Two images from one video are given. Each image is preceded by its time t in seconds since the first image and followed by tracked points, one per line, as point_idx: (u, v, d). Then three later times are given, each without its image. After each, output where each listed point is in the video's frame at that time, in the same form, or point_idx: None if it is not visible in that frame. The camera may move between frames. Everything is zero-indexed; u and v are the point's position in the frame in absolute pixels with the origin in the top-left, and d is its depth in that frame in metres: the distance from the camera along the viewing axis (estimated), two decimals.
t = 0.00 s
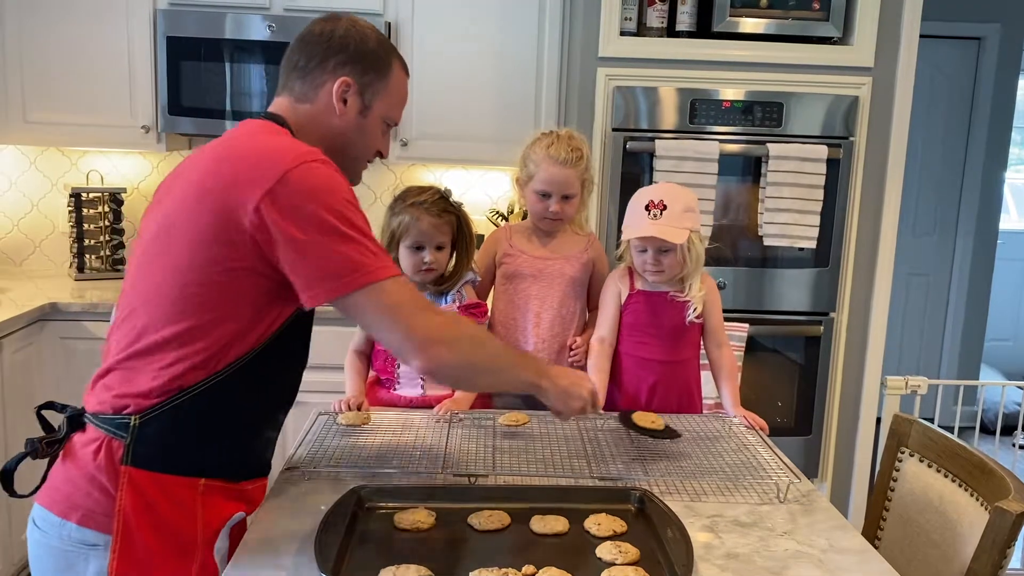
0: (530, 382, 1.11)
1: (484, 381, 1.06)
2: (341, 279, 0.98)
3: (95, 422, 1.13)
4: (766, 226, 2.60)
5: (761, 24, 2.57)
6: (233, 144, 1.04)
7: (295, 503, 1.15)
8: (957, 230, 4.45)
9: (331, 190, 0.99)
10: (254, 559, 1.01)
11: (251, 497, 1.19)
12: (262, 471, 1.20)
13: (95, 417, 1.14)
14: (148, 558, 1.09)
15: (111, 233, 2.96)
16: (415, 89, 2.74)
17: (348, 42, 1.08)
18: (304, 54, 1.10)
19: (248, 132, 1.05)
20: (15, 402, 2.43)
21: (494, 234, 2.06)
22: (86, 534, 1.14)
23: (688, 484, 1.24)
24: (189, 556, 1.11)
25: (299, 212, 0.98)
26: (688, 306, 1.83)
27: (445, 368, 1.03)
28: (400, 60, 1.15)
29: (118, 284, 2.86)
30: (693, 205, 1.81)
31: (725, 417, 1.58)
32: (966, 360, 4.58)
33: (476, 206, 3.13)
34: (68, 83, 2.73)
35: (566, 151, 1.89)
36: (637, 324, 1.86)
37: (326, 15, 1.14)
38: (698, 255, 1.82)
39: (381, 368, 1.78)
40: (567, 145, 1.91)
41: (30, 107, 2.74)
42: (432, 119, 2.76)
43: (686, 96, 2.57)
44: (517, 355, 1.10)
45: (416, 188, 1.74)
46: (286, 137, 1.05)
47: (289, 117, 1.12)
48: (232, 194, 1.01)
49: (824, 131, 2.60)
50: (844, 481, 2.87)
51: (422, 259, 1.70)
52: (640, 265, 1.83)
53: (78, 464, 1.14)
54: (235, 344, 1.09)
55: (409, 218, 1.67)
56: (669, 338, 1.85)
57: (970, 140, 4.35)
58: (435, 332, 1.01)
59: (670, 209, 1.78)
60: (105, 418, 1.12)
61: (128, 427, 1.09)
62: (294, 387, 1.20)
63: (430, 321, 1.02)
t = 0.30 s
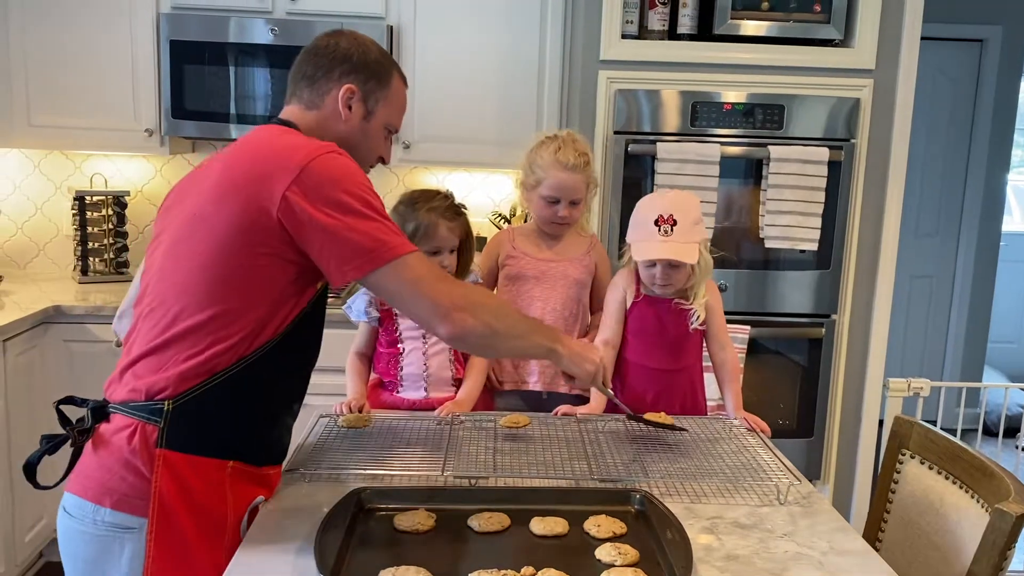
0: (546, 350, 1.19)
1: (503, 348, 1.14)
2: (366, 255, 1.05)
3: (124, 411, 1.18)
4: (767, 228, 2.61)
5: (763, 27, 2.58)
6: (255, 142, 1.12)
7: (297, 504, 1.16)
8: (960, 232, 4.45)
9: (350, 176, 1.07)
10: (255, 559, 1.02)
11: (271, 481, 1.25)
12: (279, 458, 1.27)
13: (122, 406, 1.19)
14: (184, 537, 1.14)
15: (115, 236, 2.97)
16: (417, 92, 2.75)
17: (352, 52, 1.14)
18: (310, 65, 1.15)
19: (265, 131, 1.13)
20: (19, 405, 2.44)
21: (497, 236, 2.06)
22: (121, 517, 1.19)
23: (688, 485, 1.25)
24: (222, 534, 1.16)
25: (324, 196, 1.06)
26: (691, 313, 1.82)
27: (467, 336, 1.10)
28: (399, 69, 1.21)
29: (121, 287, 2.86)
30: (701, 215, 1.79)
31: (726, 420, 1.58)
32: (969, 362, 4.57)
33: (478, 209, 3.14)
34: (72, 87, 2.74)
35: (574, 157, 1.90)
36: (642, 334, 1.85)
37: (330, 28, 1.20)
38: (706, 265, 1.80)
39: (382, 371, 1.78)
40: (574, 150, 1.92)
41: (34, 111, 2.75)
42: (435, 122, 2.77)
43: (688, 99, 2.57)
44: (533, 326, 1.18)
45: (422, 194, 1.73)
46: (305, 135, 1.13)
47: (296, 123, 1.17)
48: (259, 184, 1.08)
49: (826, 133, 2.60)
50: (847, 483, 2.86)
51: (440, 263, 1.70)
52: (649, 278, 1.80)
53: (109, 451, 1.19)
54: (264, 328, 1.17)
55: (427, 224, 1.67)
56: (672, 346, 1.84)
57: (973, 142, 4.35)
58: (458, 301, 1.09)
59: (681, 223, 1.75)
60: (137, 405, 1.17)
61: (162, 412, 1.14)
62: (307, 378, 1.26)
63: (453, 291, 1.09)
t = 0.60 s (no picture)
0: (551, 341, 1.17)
1: (506, 341, 1.13)
2: (368, 249, 1.05)
3: (137, 407, 1.19)
4: (775, 231, 2.59)
5: (770, 29, 2.57)
6: (263, 142, 1.13)
7: (305, 508, 1.15)
8: (969, 235, 4.43)
9: (353, 171, 1.08)
10: (263, 564, 1.01)
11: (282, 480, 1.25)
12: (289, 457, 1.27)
13: (135, 403, 1.19)
14: (195, 533, 1.14)
15: (122, 241, 2.97)
16: (424, 96, 2.75)
17: (358, 55, 1.18)
18: (318, 68, 1.19)
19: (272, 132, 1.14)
20: (26, 410, 2.44)
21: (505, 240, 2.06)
22: (132, 512, 1.19)
23: (699, 490, 1.24)
24: (231, 532, 1.16)
25: (327, 190, 1.06)
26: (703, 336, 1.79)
27: (467, 330, 1.09)
28: (405, 71, 1.24)
29: (128, 292, 2.86)
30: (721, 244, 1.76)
31: (736, 424, 1.56)
32: (979, 366, 4.54)
33: (485, 213, 3.13)
34: (79, 92, 2.74)
35: (584, 161, 1.89)
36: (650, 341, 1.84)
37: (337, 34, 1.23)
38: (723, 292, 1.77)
39: (390, 375, 1.76)
40: (584, 155, 1.90)
41: (41, 116, 2.75)
42: (441, 125, 2.76)
43: (695, 102, 2.56)
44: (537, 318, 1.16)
45: (434, 198, 1.73)
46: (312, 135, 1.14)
47: (305, 123, 1.20)
48: (264, 180, 1.09)
49: (834, 135, 2.58)
50: (856, 488, 2.85)
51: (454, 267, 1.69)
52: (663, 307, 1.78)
53: (123, 446, 1.19)
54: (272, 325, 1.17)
55: (441, 228, 1.67)
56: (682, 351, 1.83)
57: (981, 145, 4.33)
58: (455, 294, 1.07)
59: (701, 255, 1.72)
60: (149, 402, 1.17)
61: (172, 408, 1.15)
62: (318, 377, 1.27)
63: (449, 283, 1.08)
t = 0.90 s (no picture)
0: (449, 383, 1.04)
1: (382, 376, 1.00)
2: (279, 258, 0.98)
3: (143, 417, 1.19)
4: (782, 238, 2.59)
5: (775, 36, 2.57)
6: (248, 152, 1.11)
7: (309, 519, 1.14)
8: (976, 241, 4.41)
9: (298, 176, 1.02)
10: None
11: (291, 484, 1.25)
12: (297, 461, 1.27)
13: (140, 412, 1.20)
14: (206, 538, 1.15)
15: (128, 250, 2.98)
16: (428, 104, 2.75)
17: (350, 56, 1.13)
18: (311, 71, 1.15)
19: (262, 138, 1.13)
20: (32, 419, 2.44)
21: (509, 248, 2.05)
22: (144, 521, 1.19)
23: (704, 501, 1.23)
24: (243, 537, 1.17)
25: (269, 202, 1.01)
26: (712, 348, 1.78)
27: (344, 366, 0.98)
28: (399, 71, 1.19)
29: (134, 301, 2.87)
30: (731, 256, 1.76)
31: (742, 433, 1.56)
32: (987, 373, 4.52)
33: (490, 221, 3.13)
34: (85, 102, 2.75)
35: (584, 168, 1.89)
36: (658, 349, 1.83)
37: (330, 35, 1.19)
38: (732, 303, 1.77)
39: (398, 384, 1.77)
40: (583, 161, 1.90)
41: (48, 126, 2.77)
42: (446, 134, 2.77)
43: (700, 109, 2.56)
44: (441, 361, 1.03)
45: (440, 205, 1.73)
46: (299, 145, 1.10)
47: (297, 129, 1.16)
48: (224, 185, 1.07)
49: (839, 142, 2.58)
50: (864, 496, 2.83)
51: (458, 275, 1.71)
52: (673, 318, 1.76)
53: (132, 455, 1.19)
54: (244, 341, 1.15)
55: (447, 238, 1.67)
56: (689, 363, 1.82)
57: (988, 150, 4.32)
58: (334, 323, 0.96)
59: (712, 266, 1.73)
60: (153, 413, 1.18)
61: (178, 417, 1.15)
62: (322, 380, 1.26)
63: (329, 312, 0.97)
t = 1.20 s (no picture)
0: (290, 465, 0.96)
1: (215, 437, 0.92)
2: (160, 274, 0.91)
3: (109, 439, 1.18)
4: (790, 246, 2.58)
5: (782, 45, 2.57)
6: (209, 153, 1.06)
7: (317, 532, 1.14)
8: (986, 248, 4.39)
9: (213, 187, 0.96)
10: None
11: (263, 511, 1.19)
12: (276, 484, 1.20)
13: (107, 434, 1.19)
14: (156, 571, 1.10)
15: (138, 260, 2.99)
16: (437, 114, 2.76)
17: (325, 48, 1.06)
18: (288, 63, 1.09)
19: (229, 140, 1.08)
20: (43, 429, 2.45)
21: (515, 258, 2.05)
22: (102, 546, 1.17)
23: (715, 511, 1.22)
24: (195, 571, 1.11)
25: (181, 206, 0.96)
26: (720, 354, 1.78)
27: (183, 416, 0.91)
28: (389, 67, 1.10)
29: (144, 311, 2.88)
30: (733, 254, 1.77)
31: (753, 443, 1.55)
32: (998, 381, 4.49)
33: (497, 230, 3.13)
34: (96, 114, 2.77)
35: (583, 176, 1.88)
36: (666, 362, 1.83)
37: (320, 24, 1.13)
38: (736, 302, 1.77)
39: (407, 394, 1.77)
40: (583, 169, 1.90)
41: (59, 138, 2.78)
42: (454, 143, 2.77)
43: (708, 118, 2.56)
44: (289, 437, 0.96)
45: (450, 215, 1.73)
46: (257, 154, 1.03)
47: (274, 126, 1.10)
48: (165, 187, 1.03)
49: (847, 150, 2.57)
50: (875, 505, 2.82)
51: (464, 286, 1.70)
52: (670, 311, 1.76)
53: (97, 479, 1.19)
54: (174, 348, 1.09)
55: (452, 248, 1.67)
56: (699, 375, 1.83)
57: (997, 157, 4.30)
58: (183, 364, 0.89)
59: (709, 258, 1.73)
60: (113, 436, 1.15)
61: (129, 443, 1.11)
62: (311, 394, 1.20)
63: (182, 353, 0.89)
